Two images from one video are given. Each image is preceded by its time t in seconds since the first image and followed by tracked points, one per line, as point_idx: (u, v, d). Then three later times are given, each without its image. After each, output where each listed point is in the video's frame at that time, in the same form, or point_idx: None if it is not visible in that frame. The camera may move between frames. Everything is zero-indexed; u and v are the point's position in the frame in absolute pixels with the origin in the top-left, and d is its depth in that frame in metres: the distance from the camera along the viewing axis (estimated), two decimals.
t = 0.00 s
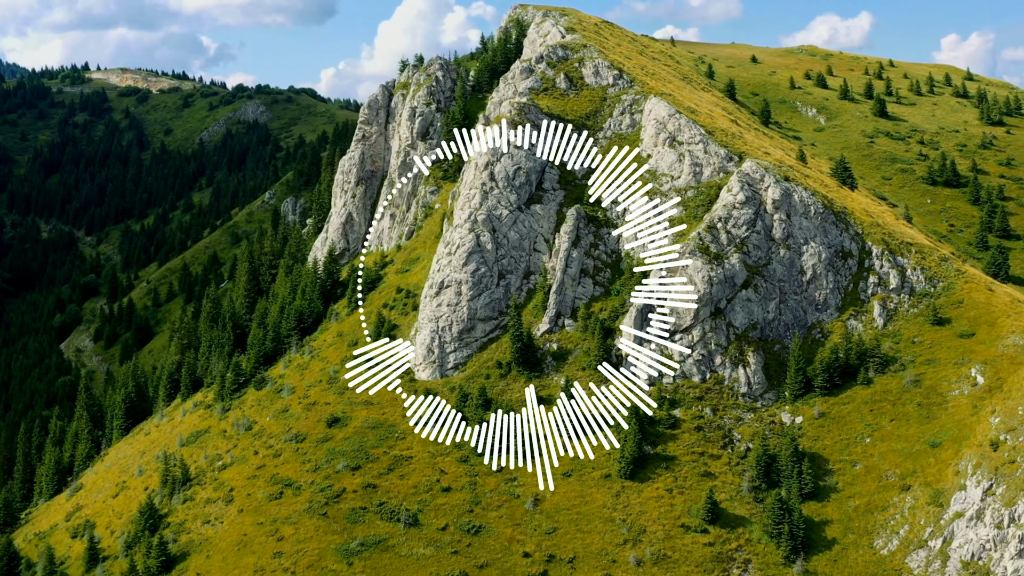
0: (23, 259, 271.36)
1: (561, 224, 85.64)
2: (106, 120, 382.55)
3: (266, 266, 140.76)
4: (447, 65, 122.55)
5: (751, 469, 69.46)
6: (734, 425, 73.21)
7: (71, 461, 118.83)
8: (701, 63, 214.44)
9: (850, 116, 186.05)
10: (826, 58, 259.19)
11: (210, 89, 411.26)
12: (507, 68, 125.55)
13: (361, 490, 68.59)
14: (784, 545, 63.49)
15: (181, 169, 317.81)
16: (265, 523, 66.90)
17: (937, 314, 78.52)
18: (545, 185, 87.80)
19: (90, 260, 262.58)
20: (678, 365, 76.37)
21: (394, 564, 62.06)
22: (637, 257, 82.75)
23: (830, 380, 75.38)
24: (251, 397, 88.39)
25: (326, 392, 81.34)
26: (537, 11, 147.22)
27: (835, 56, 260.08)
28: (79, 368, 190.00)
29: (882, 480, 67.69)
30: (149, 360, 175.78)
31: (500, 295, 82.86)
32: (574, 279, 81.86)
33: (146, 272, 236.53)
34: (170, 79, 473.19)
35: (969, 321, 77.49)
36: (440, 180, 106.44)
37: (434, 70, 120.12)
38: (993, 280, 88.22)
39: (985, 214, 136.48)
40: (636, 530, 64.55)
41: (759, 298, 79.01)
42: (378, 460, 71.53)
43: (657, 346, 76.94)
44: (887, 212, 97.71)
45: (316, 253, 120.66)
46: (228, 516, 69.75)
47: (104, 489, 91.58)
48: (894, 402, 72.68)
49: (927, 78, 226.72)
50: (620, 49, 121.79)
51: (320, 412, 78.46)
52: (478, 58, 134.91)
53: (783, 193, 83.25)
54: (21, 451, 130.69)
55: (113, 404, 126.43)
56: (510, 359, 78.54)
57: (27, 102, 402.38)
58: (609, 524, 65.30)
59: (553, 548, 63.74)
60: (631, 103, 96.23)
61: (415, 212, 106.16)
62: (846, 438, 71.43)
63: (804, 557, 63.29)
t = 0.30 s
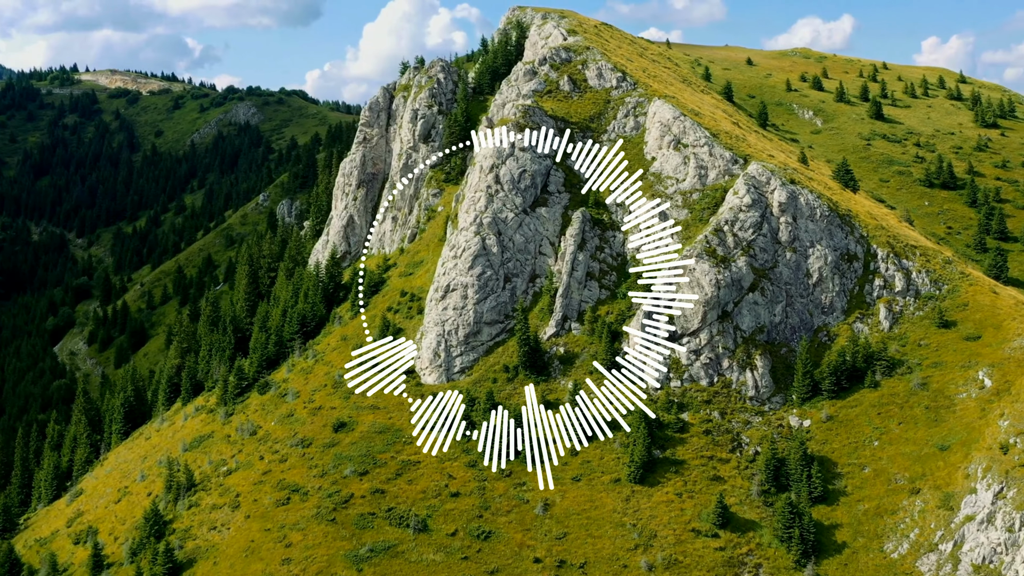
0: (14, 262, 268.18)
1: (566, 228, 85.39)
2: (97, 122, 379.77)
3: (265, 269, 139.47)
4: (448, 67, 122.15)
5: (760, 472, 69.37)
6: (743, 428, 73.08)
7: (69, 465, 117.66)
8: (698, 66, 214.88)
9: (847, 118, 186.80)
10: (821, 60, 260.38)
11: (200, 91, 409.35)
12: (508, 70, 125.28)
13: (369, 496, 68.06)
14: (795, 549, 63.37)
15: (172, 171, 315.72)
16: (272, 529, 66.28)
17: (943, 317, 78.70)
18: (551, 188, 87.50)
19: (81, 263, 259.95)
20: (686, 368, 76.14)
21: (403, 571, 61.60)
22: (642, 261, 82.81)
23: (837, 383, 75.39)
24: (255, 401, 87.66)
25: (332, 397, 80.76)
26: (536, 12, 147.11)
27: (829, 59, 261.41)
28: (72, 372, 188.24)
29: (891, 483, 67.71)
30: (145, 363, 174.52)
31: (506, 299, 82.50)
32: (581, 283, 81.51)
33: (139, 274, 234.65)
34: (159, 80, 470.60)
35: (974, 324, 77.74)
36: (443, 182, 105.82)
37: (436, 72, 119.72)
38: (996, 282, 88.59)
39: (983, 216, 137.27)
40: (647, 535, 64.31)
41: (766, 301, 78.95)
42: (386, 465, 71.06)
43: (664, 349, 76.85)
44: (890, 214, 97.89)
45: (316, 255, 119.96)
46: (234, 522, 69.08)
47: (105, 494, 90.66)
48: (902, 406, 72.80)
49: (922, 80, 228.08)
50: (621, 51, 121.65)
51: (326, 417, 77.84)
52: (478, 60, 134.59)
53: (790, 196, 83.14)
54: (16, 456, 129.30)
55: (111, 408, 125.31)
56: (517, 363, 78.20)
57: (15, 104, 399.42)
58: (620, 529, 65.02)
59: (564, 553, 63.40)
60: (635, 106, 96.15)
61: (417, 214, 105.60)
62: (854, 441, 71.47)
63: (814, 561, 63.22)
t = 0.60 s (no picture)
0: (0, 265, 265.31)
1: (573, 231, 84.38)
2: (85, 122, 376.72)
3: (262, 273, 137.77)
4: (450, 68, 121.17)
5: (772, 479, 68.52)
6: (753, 434, 72.25)
7: (64, 472, 115.84)
8: (696, 67, 214.28)
9: (846, 119, 186.44)
10: (817, 61, 260.35)
11: (189, 92, 407.47)
12: (509, 71, 124.17)
13: (376, 504, 66.91)
14: (809, 556, 62.46)
15: (162, 172, 313.92)
16: (277, 538, 65.01)
17: (953, 320, 78.07)
18: (556, 191, 86.53)
19: (69, 265, 256.92)
20: (695, 372, 75.29)
21: None
22: (649, 264, 81.92)
23: (848, 388, 74.67)
24: (256, 407, 86.35)
25: (336, 403, 79.57)
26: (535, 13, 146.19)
27: (825, 60, 261.35)
28: (63, 376, 185.81)
29: (904, 489, 66.93)
30: (137, 368, 172.55)
31: (512, 302, 81.46)
32: (588, 286, 80.51)
33: (129, 277, 231.96)
34: (148, 81, 467.98)
35: (985, 327, 77.14)
36: (445, 184, 104.57)
37: (437, 73, 118.71)
38: (1004, 285, 88.03)
39: (985, 218, 137.01)
40: (659, 543, 63.34)
41: (775, 304, 78.11)
42: (392, 472, 69.96)
43: (673, 354, 76.20)
44: (897, 216, 97.11)
45: (317, 258, 118.65)
46: (238, 531, 67.77)
47: (102, 502, 89.11)
48: (914, 410, 72.07)
49: (919, 81, 228.26)
50: (625, 52, 120.83)
51: (330, 424, 76.63)
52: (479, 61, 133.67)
53: (799, 198, 82.30)
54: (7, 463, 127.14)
55: (106, 414, 123.50)
56: (524, 368, 77.13)
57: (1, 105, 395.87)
58: (632, 537, 63.99)
59: (575, 562, 62.34)
60: (640, 107, 95.32)
61: (419, 217, 104.39)
62: (866, 447, 70.72)
63: (828, 568, 62.35)
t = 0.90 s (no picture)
0: None
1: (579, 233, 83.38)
2: (71, 123, 373.81)
3: (259, 276, 136.28)
4: (451, 69, 120.08)
5: (784, 485, 67.68)
6: (764, 439, 71.43)
7: (59, 479, 114.06)
8: (694, 68, 213.64)
9: (845, 120, 186.08)
10: (814, 62, 260.34)
11: (178, 93, 405.14)
12: (510, 72, 123.02)
13: (383, 512, 65.80)
14: (823, 564, 61.56)
15: (150, 173, 311.53)
16: (283, 548, 63.84)
17: (963, 323, 77.50)
18: (562, 193, 85.55)
19: (58, 267, 254.07)
20: (704, 377, 74.45)
21: None
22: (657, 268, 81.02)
23: (859, 393, 74.02)
24: (258, 413, 85.10)
25: (340, 409, 78.43)
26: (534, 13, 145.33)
27: (821, 60, 261.26)
28: (53, 381, 183.80)
29: (917, 495, 66.19)
30: (129, 372, 170.58)
31: (518, 306, 80.47)
32: (595, 289, 79.43)
33: (118, 279, 229.65)
34: (136, 82, 464.82)
35: (995, 330, 76.55)
36: (447, 186, 103.46)
37: (438, 73, 117.61)
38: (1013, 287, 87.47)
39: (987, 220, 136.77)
40: (671, 551, 62.39)
41: (785, 308, 77.32)
42: (399, 479, 68.94)
43: (682, 358, 75.26)
44: (904, 218, 96.52)
45: (317, 262, 117.39)
46: (243, 540, 66.52)
47: (100, 510, 87.61)
48: (925, 415, 71.43)
49: (917, 82, 228.47)
50: (628, 52, 120.07)
51: (335, 430, 75.52)
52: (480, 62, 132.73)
53: (808, 200, 81.49)
54: None
55: (101, 419, 121.73)
56: (531, 373, 76.10)
57: None
58: (643, 545, 63.00)
59: (586, 571, 61.33)
60: (645, 108, 94.55)
61: (421, 219, 103.29)
62: (878, 452, 70.03)
63: None
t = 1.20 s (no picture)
0: None
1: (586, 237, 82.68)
2: (59, 125, 370.93)
3: (257, 280, 134.85)
4: (452, 70, 119.37)
5: (796, 490, 67.09)
6: (775, 444, 70.90)
7: (55, 486, 112.50)
8: (691, 69, 213.34)
9: (844, 121, 185.96)
10: (810, 63, 260.59)
11: (167, 94, 402.99)
12: (512, 73, 121.95)
13: (391, 520, 64.96)
14: (837, 570, 60.70)
15: (140, 174, 309.56)
16: (291, 556, 62.81)
17: (973, 326, 77.19)
18: (569, 196, 84.93)
19: (47, 270, 251.50)
20: (714, 381, 73.88)
21: None
22: (665, 271, 80.47)
23: (869, 397, 73.59)
24: (261, 419, 84.09)
25: (345, 415, 77.54)
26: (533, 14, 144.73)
27: (818, 62, 261.42)
28: (44, 385, 181.65)
29: (930, 500, 65.69)
30: (123, 376, 168.75)
31: (525, 311, 79.74)
32: (602, 293, 78.85)
33: (111, 281, 227.53)
34: (124, 84, 461.85)
35: (1005, 334, 76.25)
36: (450, 189, 102.70)
37: (439, 75, 116.77)
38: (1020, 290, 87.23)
39: (988, 221, 136.75)
40: (684, 558, 61.64)
41: (794, 311, 76.73)
42: (407, 486, 68.13)
43: (691, 362, 74.69)
44: (910, 220, 96.24)
45: (319, 265, 116.28)
46: (249, 548, 65.42)
47: (100, 518, 86.29)
48: (936, 419, 71.02)
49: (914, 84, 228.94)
50: (631, 53, 119.48)
51: (341, 436, 74.65)
52: (481, 64, 132.00)
53: (816, 203, 80.81)
54: None
55: (98, 424, 120.22)
56: (539, 378, 75.43)
57: None
58: (656, 552, 62.18)
59: None
60: (650, 110, 94.00)
61: (423, 222, 102.47)
62: (890, 456, 69.61)
63: None
